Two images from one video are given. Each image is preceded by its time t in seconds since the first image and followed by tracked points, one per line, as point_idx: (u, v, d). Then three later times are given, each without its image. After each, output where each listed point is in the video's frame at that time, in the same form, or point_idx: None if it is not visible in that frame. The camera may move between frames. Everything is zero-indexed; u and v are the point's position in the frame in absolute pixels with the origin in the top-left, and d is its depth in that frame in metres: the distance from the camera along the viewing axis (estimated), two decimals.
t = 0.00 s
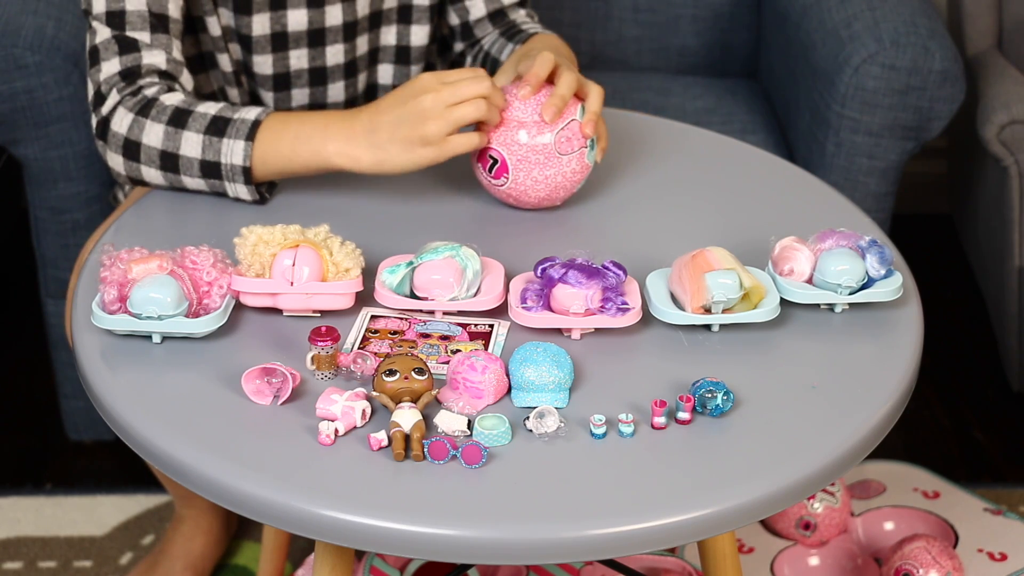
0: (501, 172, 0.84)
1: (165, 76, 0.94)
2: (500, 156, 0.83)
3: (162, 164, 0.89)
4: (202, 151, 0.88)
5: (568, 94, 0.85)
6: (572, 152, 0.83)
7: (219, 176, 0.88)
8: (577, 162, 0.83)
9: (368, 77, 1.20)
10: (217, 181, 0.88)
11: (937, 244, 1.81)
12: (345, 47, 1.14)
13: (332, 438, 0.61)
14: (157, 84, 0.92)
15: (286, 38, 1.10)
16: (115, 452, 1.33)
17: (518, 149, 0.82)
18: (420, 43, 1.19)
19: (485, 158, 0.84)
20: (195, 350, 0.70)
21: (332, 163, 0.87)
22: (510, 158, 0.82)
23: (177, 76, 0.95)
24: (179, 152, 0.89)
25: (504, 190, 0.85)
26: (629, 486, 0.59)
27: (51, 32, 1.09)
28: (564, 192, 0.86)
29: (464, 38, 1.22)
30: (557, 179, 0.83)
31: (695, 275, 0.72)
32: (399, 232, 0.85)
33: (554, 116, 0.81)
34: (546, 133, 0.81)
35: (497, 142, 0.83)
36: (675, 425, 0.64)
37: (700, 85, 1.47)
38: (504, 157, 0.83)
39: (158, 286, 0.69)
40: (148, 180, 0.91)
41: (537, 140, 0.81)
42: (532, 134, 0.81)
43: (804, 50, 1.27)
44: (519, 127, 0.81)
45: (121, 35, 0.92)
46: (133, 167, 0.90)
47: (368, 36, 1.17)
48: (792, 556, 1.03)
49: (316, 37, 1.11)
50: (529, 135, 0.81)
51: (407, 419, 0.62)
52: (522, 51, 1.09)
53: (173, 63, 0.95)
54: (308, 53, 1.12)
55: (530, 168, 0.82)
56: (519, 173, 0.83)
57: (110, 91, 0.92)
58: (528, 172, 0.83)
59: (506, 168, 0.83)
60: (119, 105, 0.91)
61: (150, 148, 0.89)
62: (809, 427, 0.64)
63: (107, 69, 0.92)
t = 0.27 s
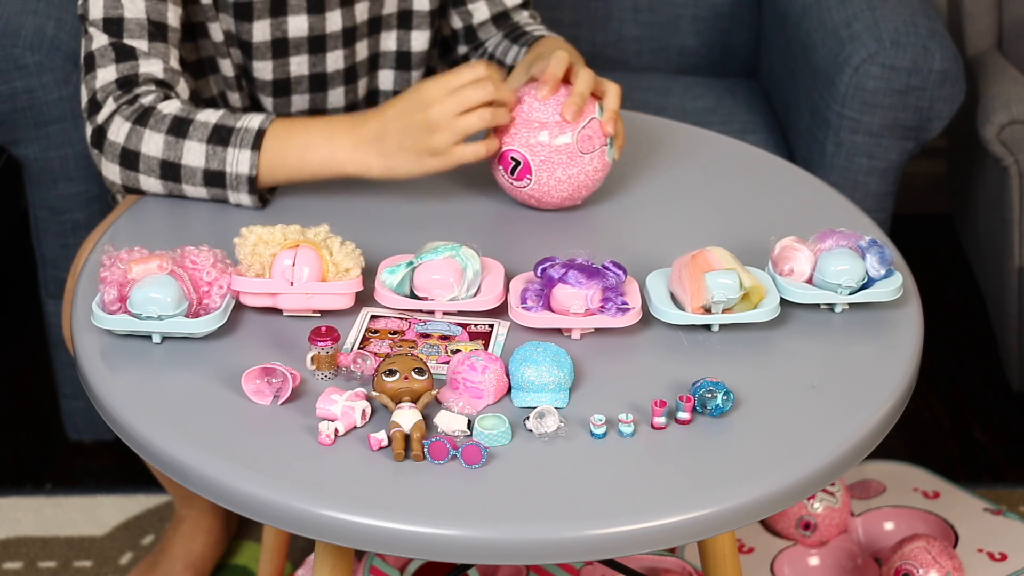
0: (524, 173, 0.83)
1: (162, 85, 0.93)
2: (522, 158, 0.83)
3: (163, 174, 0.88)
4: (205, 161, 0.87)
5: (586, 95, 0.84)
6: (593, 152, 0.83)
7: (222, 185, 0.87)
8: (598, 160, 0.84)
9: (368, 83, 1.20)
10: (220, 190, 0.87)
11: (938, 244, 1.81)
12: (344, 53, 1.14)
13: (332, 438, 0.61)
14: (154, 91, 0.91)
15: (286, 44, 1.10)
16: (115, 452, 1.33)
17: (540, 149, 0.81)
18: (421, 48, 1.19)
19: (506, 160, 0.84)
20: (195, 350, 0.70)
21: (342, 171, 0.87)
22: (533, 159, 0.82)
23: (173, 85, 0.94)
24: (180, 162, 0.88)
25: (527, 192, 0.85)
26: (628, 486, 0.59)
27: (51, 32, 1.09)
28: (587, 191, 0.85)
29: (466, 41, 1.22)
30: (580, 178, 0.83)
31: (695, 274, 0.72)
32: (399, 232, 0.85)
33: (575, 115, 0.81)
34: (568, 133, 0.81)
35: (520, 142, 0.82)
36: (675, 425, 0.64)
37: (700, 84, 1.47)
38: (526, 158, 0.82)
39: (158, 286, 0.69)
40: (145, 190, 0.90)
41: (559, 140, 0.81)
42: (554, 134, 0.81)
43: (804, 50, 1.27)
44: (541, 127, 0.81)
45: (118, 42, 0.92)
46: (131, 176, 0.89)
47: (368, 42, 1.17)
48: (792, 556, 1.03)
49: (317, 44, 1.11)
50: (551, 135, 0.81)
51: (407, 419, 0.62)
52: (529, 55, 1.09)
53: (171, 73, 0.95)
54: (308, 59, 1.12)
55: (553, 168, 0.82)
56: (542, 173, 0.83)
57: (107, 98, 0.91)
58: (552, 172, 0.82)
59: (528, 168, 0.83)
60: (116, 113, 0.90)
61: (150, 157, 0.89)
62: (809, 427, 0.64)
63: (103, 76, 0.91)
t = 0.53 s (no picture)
0: (535, 174, 0.83)
1: (175, 78, 0.95)
2: (534, 159, 0.82)
3: (180, 158, 0.91)
4: (223, 139, 0.90)
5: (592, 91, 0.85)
6: (602, 148, 0.83)
7: (240, 163, 0.90)
8: (606, 158, 0.84)
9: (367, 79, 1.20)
10: (239, 168, 0.90)
11: (938, 244, 1.81)
12: (343, 49, 1.14)
13: (332, 438, 0.61)
14: (168, 81, 0.93)
15: (283, 36, 1.10)
16: (115, 452, 1.33)
17: (553, 149, 0.81)
18: (421, 48, 1.20)
19: (516, 162, 0.83)
20: (195, 350, 0.70)
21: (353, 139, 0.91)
22: (546, 159, 0.82)
23: (185, 76, 0.96)
24: (199, 143, 0.90)
25: (537, 193, 0.85)
26: (628, 486, 0.59)
27: (51, 32, 1.09)
28: (595, 189, 0.85)
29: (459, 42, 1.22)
30: (590, 176, 0.83)
31: (695, 274, 0.72)
32: (399, 232, 0.85)
33: (585, 113, 0.81)
34: (579, 131, 0.81)
35: (534, 143, 0.82)
36: (675, 425, 0.64)
37: (700, 84, 1.47)
38: (538, 159, 0.82)
39: (158, 286, 0.69)
40: (162, 176, 0.91)
41: (572, 139, 0.81)
42: (565, 133, 0.81)
43: (805, 50, 1.27)
44: (552, 128, 0.81)
45: (129, 38, 0.93)
46: (148, 164, 0.91)
47: (367, 39, 1.17)
48: (792, 556, 1.03)
49: (314, 39, 1.12)
50: (562, 134, 0.81)
51: (407, 419, 0.62)
52: (523, 57, 1.08)
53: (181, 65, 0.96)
54: (305, 52, 1.12)
55: (566, 167, 0.82)
56: (554, 173, 0.82)
57: (121, 92, 0.93)
58: (565, 171, 0.82)
59: (541, 169, 0.82)
60: (131, 105, 0.92)
61: (167, 142, 0.91)
62: (809, 427, 0.64)
63: (115, 72, 0.93)
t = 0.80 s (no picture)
0: (538, 174, 0.83)
1: (179, 73, 0.95)
2: (536, 160, 0.82)
3: (184, 155, 0.91)
4: (223, 137, 0.90)
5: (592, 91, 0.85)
6: (604, 147, 0.83)
7: (241, 161, 0.90)
8: (608, 157, 0.84)
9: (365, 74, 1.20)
10: (240, 166, 0.90)
11: (938, 244, 1.81)
12: (342, 44, 1.14)
13: (332, 438, 0.61)
14: (172, 78, 0.94)
15: (282, 30, 1.10)
16: (115, 453, 1.33)
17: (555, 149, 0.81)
18: (420, 44, 1.20)
19: (519, 163, 0.83)
20: (194, 350, 0.70)
21: (354, 139, 0.91)
22: (548, 160, 0.82)
23: (190, 72, 0.97)
24: (201, 141, 0.90)
25: (540, 193, 0.84)
26: (628, 486, 0.59)
27: (51, 31, 1.09)
28: (597, 189, 0.85)
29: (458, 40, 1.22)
30: (592, 175, 0.83)
31: (695, 275, 0.72)
32: (399, 232, 0.85)
33: (586, 112, 0.81)
34: (581, 130, 0.81)
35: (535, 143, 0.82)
36: (675, 425, 0.64)
37: (700, 84, 1.47)
38: (540, 159, 0.82)
39: (158, 286, 0.69)
40: (167, 173, 0.92)
41: (573, 139, 0.81)
42: (567, 133, 0.81)
43: (804, 49, 1.27)
44: (554, 128, 0.81)
45: (132, 34, 0.94)
46: (153, 160, 0.92)
47: (365, 35, 1.17)
48: (792, 555, 1.03)
49: (313, 32, 1.12)
50: (564, 134, 0.81)
51: (407, 419, 0.62)
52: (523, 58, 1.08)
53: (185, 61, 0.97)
54: (304, 46, 1.12)
55: (568, 167, 0.82)
56: (557, 173, 0.82)
57: (126, 89, 0.93)
58: (567, 171, 0.82)
59: (543, 170, 0.82)
60: (135, 102, 0.93)
61: (170, 139, 0.91)
62: (809, 427, 0.64)
63: (120, 69, 0.94)
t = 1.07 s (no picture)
0: (537, 174, 0.83)
1: (190, 69, 0.96)
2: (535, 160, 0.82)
3: (192, 150, 0.92)
4: (230, 132, 0.91)
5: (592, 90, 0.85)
6: (603, 147, 0.83)
7: (249, 155, 0.91)
8: (608, 157, 0.84)
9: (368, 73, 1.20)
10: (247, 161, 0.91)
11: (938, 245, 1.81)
12: (346, 42, 1.14)
13: (332, 438, 0.61)
14: (182, 74, 0.95)
15: (287, 27, 1.10)
16: (115, 453, 1.33)
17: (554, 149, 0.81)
18: (423, 42, 1.20)
19: (518, 163, 0.83)
20: (194, 350, 0.70)
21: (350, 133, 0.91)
22: (547, 160, 0.82)
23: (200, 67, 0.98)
24: (209, 136, 0.91)
25: (539, 193, 0.84)
26: (628, 486, 0.59)
27: (51, 32, 1.09)
28: (596, 189, 0.85)
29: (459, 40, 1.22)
30: (592, 175, 0.83)
31: (695, 275, 0.72)
32: (399, 232, 0.85)
33: (586, 112, 0.81)
34: (580, 130, 0.81)
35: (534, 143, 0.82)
36: (675, 425, 0.64)
37: (701, 85, 1.47)
38: (539, 159, 0.82)
39: (158, 286, 0.69)
40: (177, 168, 0.93)
41: (572, 139, 0.81)
42: (566, 133, 0.81)
43: (804, 49, 1.27)
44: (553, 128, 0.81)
45: (142, 31, 0.95)
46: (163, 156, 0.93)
47: (369, 32, 1.17)
48: (792, 555, 1.03)
49: (318, 29, 1.12)
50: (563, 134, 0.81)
51: (407, 419, 0.62)
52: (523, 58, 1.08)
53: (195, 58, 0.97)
54: (308, 43, 1.12)
55: (566, 167, 0.82)
56: (556, 173, 0.82)
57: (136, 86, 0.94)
58: (566, 171, 0.82)
59: (542, 169, 0.82)
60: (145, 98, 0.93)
61: (179, 134, 0.92)
62: (809, 427, 0.64)
63: (132, 65, 0.95)
